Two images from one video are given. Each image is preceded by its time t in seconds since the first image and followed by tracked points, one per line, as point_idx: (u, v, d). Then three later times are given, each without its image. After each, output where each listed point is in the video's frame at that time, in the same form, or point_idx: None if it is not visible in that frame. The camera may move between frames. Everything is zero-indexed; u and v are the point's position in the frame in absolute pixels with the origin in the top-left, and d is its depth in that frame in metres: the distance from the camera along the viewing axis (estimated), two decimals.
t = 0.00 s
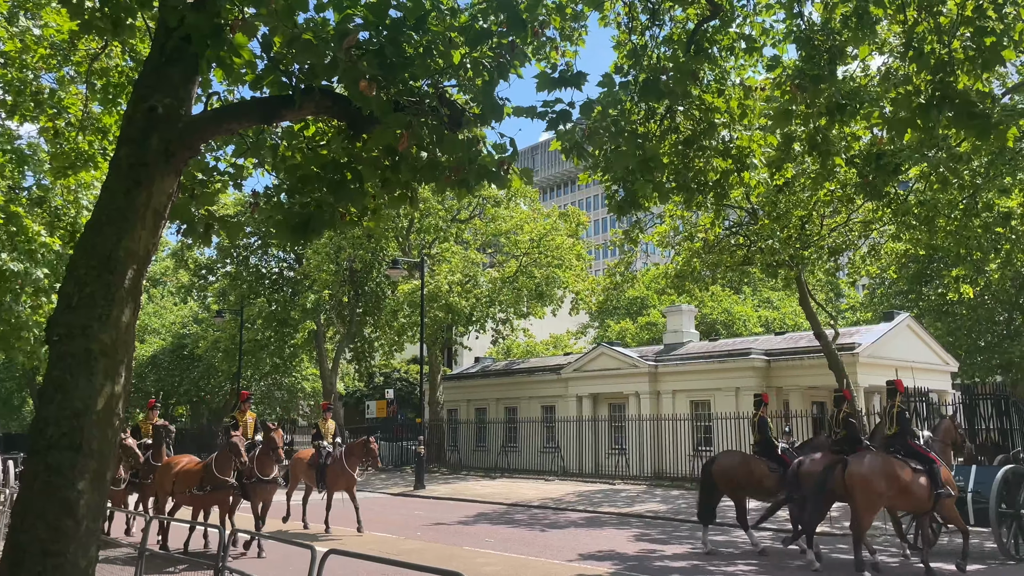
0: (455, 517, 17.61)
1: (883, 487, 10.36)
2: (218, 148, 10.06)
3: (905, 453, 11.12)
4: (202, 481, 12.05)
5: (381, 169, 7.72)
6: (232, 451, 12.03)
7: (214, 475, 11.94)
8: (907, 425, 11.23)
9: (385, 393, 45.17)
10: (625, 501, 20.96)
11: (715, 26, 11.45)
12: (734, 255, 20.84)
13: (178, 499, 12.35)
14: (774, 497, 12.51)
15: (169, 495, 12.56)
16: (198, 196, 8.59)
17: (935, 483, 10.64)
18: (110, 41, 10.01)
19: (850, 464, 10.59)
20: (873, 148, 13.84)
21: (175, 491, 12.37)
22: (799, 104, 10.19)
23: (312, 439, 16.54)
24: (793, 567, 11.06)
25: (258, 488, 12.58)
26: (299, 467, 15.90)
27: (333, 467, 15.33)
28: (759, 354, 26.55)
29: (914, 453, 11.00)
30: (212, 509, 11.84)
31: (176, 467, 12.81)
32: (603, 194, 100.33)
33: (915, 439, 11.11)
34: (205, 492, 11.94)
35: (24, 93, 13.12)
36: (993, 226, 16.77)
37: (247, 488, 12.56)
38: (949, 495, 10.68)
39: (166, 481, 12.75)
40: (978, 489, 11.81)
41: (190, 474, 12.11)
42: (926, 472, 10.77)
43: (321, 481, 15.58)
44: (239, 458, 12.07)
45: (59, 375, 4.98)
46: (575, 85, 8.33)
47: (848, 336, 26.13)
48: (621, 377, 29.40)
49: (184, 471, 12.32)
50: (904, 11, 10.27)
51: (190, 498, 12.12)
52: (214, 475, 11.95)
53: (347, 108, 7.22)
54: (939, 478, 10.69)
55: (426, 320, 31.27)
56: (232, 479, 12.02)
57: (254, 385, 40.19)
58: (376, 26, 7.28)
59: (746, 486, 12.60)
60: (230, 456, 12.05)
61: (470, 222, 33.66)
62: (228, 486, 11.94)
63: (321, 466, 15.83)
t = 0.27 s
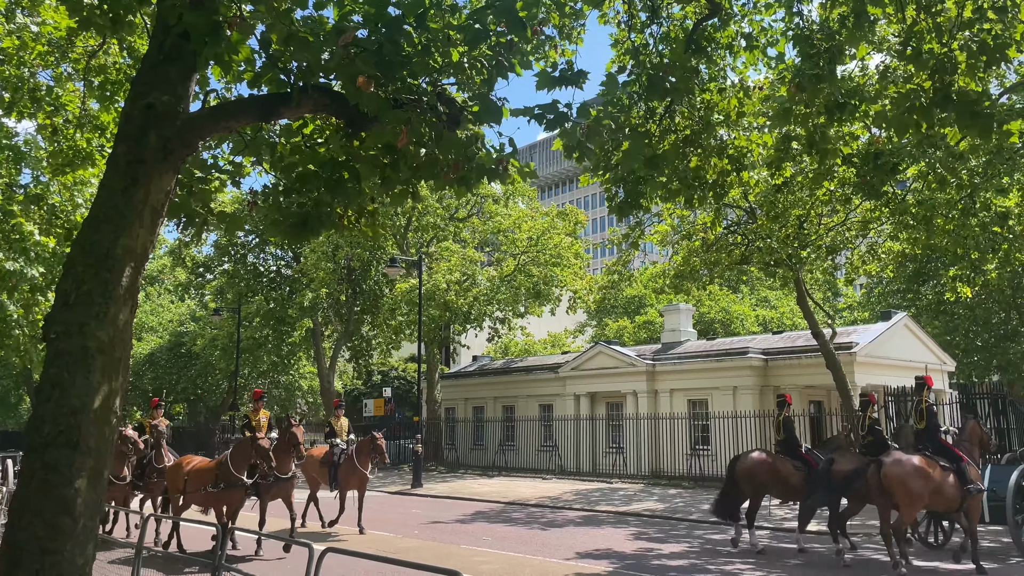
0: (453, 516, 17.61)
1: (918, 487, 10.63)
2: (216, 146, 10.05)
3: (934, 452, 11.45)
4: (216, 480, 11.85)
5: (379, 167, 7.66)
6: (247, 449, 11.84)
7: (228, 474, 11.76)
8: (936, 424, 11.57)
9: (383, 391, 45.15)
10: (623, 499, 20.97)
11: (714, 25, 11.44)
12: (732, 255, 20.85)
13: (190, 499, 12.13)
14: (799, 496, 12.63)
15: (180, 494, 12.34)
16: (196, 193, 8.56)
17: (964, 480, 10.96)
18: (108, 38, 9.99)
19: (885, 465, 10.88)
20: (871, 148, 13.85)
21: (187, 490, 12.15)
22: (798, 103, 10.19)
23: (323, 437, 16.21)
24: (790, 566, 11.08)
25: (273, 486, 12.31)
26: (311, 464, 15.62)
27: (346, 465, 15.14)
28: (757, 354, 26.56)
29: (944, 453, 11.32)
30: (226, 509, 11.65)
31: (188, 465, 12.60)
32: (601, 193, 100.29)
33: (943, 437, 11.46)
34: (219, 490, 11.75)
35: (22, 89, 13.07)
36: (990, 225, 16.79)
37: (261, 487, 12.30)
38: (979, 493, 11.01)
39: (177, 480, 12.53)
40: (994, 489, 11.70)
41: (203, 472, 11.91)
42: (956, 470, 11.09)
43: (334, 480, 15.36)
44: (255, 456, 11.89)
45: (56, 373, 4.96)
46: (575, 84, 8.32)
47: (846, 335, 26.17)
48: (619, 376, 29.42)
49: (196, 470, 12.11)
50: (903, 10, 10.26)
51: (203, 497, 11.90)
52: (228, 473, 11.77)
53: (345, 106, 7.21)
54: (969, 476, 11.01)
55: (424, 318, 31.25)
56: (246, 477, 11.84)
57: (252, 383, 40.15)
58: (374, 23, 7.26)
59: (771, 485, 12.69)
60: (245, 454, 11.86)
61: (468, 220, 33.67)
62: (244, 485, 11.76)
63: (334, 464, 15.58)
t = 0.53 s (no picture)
0: (451, 514, 17.63)
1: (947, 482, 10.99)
2: (214, 145, 10.05)
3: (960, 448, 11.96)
4: (228, 478, 11.54)
5: (377, 165, 7.70)
6: (262, 448, 11.54)
7: (242, 472, 11.46)
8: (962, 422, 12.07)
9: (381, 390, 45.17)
10: (621, 498, 21.01)
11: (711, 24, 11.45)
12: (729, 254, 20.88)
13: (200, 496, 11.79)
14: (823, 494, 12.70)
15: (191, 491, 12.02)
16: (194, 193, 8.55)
17: (990, 476, 11.56)
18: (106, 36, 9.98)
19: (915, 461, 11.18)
20: (868, 148, 13.87)
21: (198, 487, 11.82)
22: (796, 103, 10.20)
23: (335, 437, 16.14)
24: (787, 565, 11.10)
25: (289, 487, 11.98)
26: (322, 464, 15.34)
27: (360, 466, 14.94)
28: (754, 353, 26.58)
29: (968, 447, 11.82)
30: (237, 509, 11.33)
31: (200, 463, 12.30)
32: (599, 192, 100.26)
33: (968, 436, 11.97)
34: (231, 489, 11.44)
35: (19, 88, 13.06)
36: (987, 225, 16.83)
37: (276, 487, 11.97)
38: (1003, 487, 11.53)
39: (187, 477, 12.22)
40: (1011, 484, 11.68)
41: (216, 470, 11.59)
42: (982, 467, 11.69)
43: (346, 480, 15.18)
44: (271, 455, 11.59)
45: (54, 372, 4.97)
46: (574, 84, 8.33)
47: (843, 335, 26.21)
48: (617, 375, 29.45)
49: (209, 467, 11.81)
50: (900, 11, 10.27)
51: (213, 494, 11.58)
52: (242, 472, 11.47)
53: (343, 105, 7.22)
54: (993, 472, 11.63)
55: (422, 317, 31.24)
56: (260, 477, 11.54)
57: (250, 382, 40.14)
58: (372, 22, 7.27)
59: (795, 484, 12.75)
60: (261, 452, 11.56)
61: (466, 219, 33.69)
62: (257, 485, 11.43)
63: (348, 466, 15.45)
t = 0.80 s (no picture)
0: (449, 514, 17.62)
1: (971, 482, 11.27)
2: (212, 145, 10.04)
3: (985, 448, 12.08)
4: (246, 484, 11.36)
5: (375, 165, 7.71)
6: (279, 453, 11.27)
7: (259, 478, 11.27)
8: (988, 422, 12.21)
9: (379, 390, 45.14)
10: (619, 498, 21.00)
11: (710, 24, 11.43)
12: (727, 254, 20.90)
13: (218, 502, 11.63)
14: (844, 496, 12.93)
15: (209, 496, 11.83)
16: (193, 194, 8.55)
17: (1015, 477, 11.58)
18: (104, 36, 9.98)
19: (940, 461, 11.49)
20: (866, 147, 13.87)
21: (216, 493, 11.65)
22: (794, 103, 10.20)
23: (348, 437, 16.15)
24: (785, 564, 11.11)
25: (310, 488, 11.49)
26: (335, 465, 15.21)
27: (372, 466, 14.71)
28: (753, 353, 26.58)
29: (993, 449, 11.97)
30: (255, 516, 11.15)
31: (216, 466, 12.04)
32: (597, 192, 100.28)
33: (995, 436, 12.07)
34: (249, 496, 11.27)
35: (17, 88, 13.07)
36: (986, 225, 16.85)
37: (293, 490, 11.60)
38: None
39: (205, 481, 12.00)
40: None
41: (232, 476, 11.40)
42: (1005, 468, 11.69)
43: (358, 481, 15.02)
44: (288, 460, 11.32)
45: (51, 372, 4.96)
46: (573, 83, 8.34)
47: (841, 335, 26.24)
48: (615, 375, 29.45)
49: (225, 472, 11.61)
50: (898, 11, 10.28)
51: (231, 501, 11.43)
52: (259, 478, 11.27)
53: (341, 105, 7.22)
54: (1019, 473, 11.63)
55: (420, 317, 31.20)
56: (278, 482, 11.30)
57: (248, 382, 40.11)
58: (370, 22, 7.27)
59: (819, 486, 12.97)
60: (278, 457, 11.29)
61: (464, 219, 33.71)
62: (272, 489, 11.22)
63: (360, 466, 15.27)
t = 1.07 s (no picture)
0: (448, 516, 17.60)
1: (1004, 486, 11.28)
2: (211, 146, 10.04)
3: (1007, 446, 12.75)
4: (270, 486, 10.71)
5: (373, 166, 7.70)
6: (308, 454, 10.75)
7: (286, 480, 10.65)
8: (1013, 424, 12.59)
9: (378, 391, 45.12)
10: (618, 499, 21.00)
11: (708, 25, 11.42)
12: (726, 255, 20.90)
13: (237, 505, 10.86)
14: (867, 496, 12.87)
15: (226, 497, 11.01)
16: (191, 195, 8.54)
17: None
18: (103, 39, 9.98)
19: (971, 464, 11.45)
20: (864, 148, 13.88)
21: (235, 495, 10.88)
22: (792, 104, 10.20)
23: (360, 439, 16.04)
24: (784, 565, 11.10)
25: (330, 491, 11.06)
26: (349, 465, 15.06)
27: (387, 466, 14.51)
28: (751, 353, 26.58)
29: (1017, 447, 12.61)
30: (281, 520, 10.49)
31: (235, 466, 11.28)
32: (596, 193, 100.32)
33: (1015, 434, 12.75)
34: (275, 498, 10.60)
35: (15, 91, 13.06)
36: (984, 225, 16.87)
37: (317, 493, 11.04)
38: None
39: (221, 481, 11.16)
40: None
41: (257, 477, 10.72)
42: None
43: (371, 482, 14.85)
44: (316, 462, 10.78)
45: (50, 374, 4.95)
46: (570, 84, 8.35)
47: (839, 335, 26.25)
48: (614, 376, 29.43)
49: (247, 472, 10.89)
50: (896, 12, 10.28)
51: (252, 503, 10.71)
52: (286, 479, 10.66)
53: (339, 106, 7.19)
54: None
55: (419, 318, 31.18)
56: (305, 485, 10.75)
57: (246, 383, 40.08)
58: (369, 22, 7.26)
59: (843, 487, 12.87)
60: (306, 458, 10.77)
61: (463, 221, 33.71)
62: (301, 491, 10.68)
63: (375, 469, 15.07)
